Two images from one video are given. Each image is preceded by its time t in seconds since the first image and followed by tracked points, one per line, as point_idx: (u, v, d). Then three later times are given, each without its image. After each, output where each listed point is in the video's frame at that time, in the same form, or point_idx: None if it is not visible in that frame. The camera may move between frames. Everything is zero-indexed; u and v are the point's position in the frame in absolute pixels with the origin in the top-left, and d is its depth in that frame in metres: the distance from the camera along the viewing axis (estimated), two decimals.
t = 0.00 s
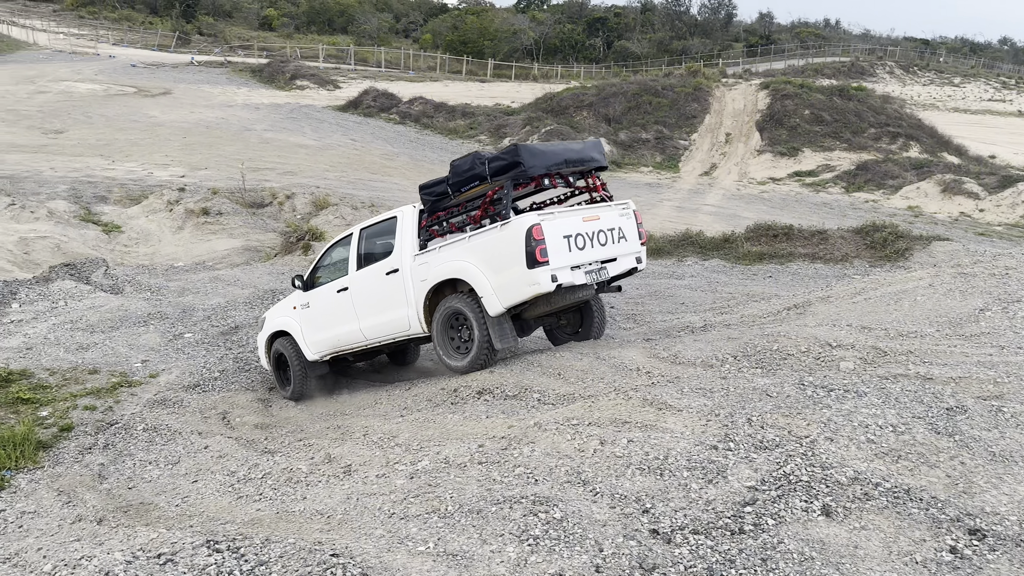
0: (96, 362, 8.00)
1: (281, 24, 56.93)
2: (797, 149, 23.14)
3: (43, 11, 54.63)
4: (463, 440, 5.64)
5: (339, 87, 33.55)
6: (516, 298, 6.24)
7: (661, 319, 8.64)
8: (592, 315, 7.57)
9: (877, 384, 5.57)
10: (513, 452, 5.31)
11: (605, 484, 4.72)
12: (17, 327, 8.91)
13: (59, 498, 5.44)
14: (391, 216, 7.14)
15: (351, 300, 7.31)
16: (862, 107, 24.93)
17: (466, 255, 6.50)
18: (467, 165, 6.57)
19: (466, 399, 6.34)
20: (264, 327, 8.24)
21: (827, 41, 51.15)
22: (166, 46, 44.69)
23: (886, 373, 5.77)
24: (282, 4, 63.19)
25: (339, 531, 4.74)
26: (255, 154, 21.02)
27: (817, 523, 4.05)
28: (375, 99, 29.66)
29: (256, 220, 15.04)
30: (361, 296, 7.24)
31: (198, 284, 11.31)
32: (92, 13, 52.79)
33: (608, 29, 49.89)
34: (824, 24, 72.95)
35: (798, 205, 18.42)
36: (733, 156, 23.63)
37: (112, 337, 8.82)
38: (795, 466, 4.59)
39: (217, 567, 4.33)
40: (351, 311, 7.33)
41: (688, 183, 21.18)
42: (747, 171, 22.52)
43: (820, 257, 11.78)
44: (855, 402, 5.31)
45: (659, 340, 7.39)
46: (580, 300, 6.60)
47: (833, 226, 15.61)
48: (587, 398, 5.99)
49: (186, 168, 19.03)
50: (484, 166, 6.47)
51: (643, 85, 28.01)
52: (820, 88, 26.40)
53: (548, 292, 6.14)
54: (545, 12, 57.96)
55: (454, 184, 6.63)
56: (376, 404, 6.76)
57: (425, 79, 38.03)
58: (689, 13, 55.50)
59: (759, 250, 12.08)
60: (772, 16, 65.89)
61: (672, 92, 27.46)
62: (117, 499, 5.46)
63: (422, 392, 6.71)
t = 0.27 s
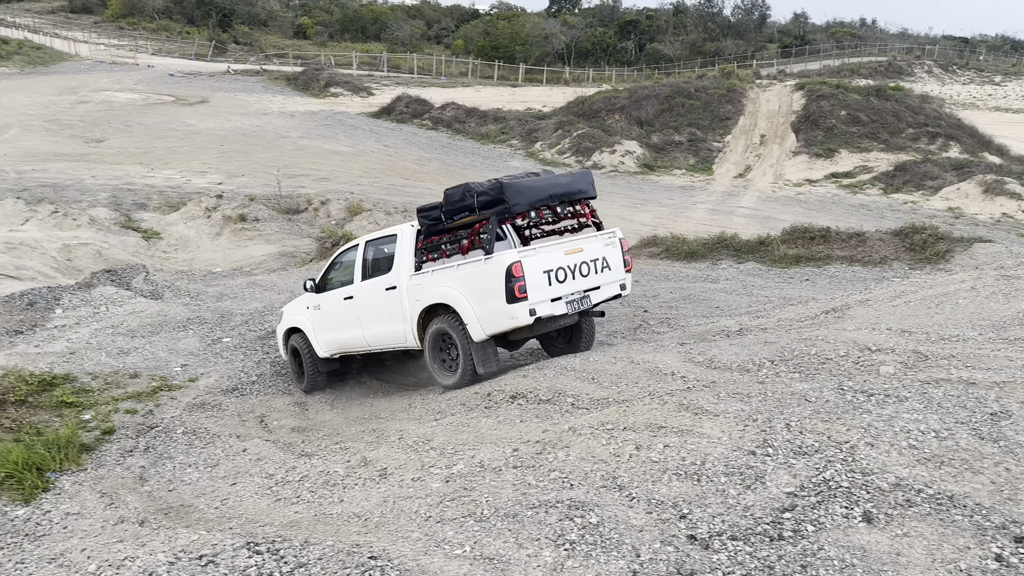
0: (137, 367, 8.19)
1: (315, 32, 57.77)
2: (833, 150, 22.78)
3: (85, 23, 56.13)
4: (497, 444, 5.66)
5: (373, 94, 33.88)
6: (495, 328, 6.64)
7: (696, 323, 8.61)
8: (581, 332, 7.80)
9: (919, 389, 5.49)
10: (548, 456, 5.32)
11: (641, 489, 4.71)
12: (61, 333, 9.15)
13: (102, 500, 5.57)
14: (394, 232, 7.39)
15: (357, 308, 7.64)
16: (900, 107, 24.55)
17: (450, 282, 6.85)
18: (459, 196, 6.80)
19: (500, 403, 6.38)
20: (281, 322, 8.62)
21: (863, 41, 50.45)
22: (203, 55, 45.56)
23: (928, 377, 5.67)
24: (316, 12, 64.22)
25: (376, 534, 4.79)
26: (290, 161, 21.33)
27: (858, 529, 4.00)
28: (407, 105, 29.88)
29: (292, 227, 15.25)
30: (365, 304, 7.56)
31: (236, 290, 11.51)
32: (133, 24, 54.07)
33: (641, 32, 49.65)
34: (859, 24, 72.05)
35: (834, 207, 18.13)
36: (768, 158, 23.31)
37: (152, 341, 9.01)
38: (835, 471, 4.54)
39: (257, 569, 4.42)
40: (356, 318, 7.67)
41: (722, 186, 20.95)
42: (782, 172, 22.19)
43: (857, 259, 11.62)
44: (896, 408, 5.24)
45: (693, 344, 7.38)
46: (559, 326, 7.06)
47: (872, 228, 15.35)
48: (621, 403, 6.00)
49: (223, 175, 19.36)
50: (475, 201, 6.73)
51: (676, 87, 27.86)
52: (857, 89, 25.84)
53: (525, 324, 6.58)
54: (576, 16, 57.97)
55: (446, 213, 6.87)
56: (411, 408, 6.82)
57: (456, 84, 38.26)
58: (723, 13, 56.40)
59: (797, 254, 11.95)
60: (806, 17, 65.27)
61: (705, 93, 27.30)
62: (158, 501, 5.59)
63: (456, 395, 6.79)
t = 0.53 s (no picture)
0: (176, 373, 8.33)
1: (350, 43, 58.62)
2: (871, 153, 22.42)
3: (128, 37, 57.69)
4: (530, 451, 5.65)
5: (406, 103, 34.19)
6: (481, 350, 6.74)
7: (731, 329, 8.52)
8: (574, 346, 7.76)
9: (960, 397, 5.36)
10: (580, 464, 5.29)
11: (675, 498, 4.66)
12: (104, 340, 9.36)
13: (142, 505, 5.67)
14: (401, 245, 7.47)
15: (365, 314, 7.80)
16: (939, 109, 24.20)
17: (443, 302, 6.95)
18: (457, 220, 6.94)
19: (534, 410, 6.36)
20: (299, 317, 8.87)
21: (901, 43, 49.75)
22: (241, 66, 46.45)
23: (972, 384, 5.54)
24: (350, 24, 65.18)
25: (411, 540, 4.81)
26: (326, 170, 21.59)
27: (899, 539, 3.92)
28: (441, 114, 30.13)
29: (327, 235, 15.42)
30: (371, 311, 7.72)
31: (273, 298, 11.66)
32: (173, 37, 55.40)
33: (673, 36, 49.38)
34: (895, 26, 71.11)
35: (872, 211, 17.83)
36: (803, 162, 23.02)
37: (191, 348, 9.16)
38: (874, 480, 4.47)
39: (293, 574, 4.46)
40: (364, 323, 7.84)
41: (757, 190, 20.68)
42: (819, 176, 21.85)
43: (897, 264, 11.45)
44: (937, 415, 5.14)
45: (728, 351, 7.30)
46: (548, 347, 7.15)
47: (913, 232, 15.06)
48: (655, 411, 5.95)
49: (260, 185, 19.67)
50: (471, 226, 6.87)
51: (711, 91, 27.65)
52: (896, 91, 25.57)
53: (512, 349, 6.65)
54: (609, 22, 57.96)
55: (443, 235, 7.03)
56: (445, 415, 6.83)
57: (488, 92, 38.48)
58: (757, 17, 55.83)
59: (834, 258, 11.79)
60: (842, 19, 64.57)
61: (739, 97, 27.09)
62: (196, 506, 5.67)
63: (491, 401, 6.80)
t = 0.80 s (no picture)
0: (206, 379, 8.40)
1: (377, 51, 59.14)
2: (902, 157, 22.17)
3: (159, 47, 58.70)
4: (555, 457, 5.64)
5: (432, 110, 34.35)
6: (471, 367, 6.87)
7: (760, 335, 8.46)
8: (571, 360, 7.74)
9: (993, 404, 5.28)
10: (606, 470, 5.27)
11: (702, 506, 4.62)
12: (135, 346, 9.47)
13: (172, 509, 5.72)
14: (413, 254, 7.59)
15: (375, 314, 8.02)
16: (971, 113, 24.00)
17: (440, 316, 7.07)
18: (464, 239, 6.97)
19: (560, 416, 6.34)
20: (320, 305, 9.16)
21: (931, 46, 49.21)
22: (269, 75, 47.01)
23: (1003, 392, 5.44)
24: (377, 32, 65.83)
25: (437, 546, 4.81)
26: (353, 177, 21.74)
27: (929, 549, 3.94)
28: (467, 121, 30.28)
29: (354, 241, 15.50)
30: (381, 314, 7.92)
31: (302, 304, 11.74)
32: (203, 47, 56.25)
33: (700, 41, 49.00)
34: (923, 28, 70.41)
35: (903, 216, 17.61)
36: (832, 167, 22.80)
37: (221, 354, 9.25)
38: (904, 489, 4.44)
39: None
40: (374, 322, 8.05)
41: (786, 196, 20.48)
42: (848, 181, 21.60)
43: (928, 269, 11.31)
44: (969, 423, 5.08)
45: (755, 357, 7.25)
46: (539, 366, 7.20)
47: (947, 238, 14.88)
48: (682, 419, 5.91)
49: (289, 192, 19.85)
50: (474, 247, 6.90)
51: (738, 96, 27.46)
52: (927, 95, 25.54)
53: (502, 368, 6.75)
54: (636, 28, 57.87)
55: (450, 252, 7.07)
56: (470, 421, 6.81)
57: (513, 98, 38.55)
58: (784, 20, 55.40)
59: (865, 263, 11.67)
60: (870, 23, 64.12)
61: (767, 102, 26.89)
62: (225, 511, 5.71)
63: (519, 406, 6.78)
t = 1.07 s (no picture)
0: (236, 382, 8.50)
1: (405, 58, 59.66)
2: (935, 161, 21.86)
3: (191, 54, 59.64)
4: (582, 463, 5.63)
5: (460, 116, 34.48)
6: (466, 382, 7.11)
7: (789, 342, 8.38)
8: (568, 372, 7.84)
9: None
10: (634, 477, 5.25)
11: (732, 513, 4.58)
12: (167, 349, 9.61)
13: (203, 511, 5.80)
14: (420, 266, 7.83)
15: (386, 318, 8.34)
16: (1008, 116, 23.67)
17: (441, 331, 7.32)
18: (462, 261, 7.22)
19: (586, 422, 6.33)
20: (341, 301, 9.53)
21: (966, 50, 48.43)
22: (298, 83, 47.53)
23: None
24: (405, 40, 66.39)
25: (464, 550, 4.82)
26: (382, 183, 21.89)
27: (964, 560, 3.88)
28: (493, 126, 30.40)
29: (382, 246, 15.59)
30: (391, 319, 8.23)
31: (331, 308, 11.83)
32: (233, 54, 57.09)
33: (729, 45, 48.59)
34: (956, 31, 69.37)
35: (937, 221, 17.33)
36: (864, 171, 22.52)
37: (251, 357, 9.35)
38: (939, 498, 4.38)
39: None
40: (385, 326, 8.38)
41: (817, 200, 20.24)
42: (880, 185, 21.30)
43: (963, 275, 11.14)
44: (1007, 432, 5.01)
45: (784, 364, 7.19)
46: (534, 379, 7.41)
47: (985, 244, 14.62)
48: (711, 425, 5.86)
49: (319, 198, 20.02)
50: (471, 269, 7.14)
51: (767, 100, 27.25)
52: (960, 98, 25.20)
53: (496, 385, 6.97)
54: (663, 32, 57.68)
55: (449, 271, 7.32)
56: (495, 426, 6.82)
57: (541, 104, 38.57)
58: (814, 24, 54.86)
59: (898, 270, 11.54)
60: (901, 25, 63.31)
61: (798, 106, 26.65)
62: (255, 513, 5.77)
63: (546, 411, 6.82)
